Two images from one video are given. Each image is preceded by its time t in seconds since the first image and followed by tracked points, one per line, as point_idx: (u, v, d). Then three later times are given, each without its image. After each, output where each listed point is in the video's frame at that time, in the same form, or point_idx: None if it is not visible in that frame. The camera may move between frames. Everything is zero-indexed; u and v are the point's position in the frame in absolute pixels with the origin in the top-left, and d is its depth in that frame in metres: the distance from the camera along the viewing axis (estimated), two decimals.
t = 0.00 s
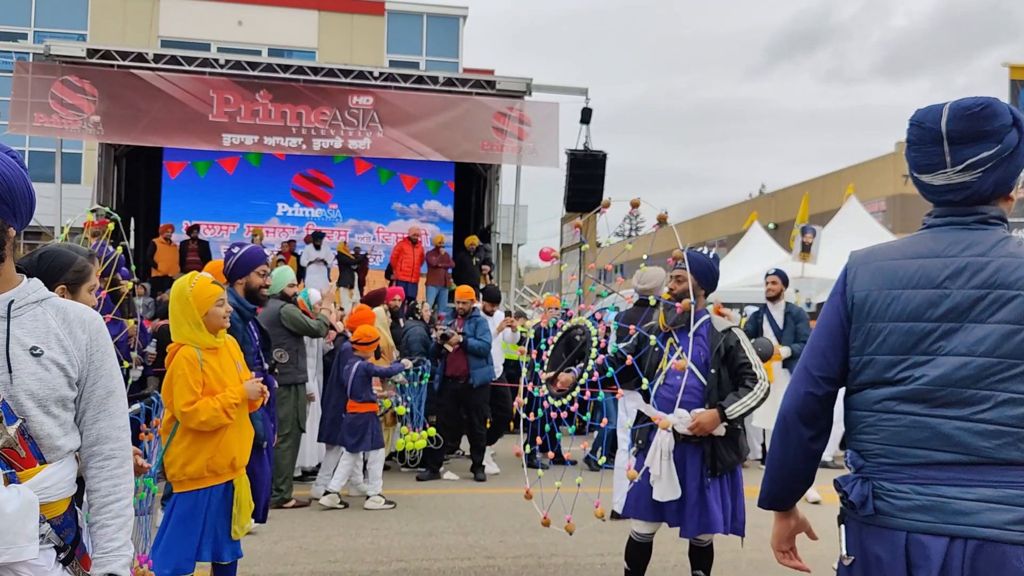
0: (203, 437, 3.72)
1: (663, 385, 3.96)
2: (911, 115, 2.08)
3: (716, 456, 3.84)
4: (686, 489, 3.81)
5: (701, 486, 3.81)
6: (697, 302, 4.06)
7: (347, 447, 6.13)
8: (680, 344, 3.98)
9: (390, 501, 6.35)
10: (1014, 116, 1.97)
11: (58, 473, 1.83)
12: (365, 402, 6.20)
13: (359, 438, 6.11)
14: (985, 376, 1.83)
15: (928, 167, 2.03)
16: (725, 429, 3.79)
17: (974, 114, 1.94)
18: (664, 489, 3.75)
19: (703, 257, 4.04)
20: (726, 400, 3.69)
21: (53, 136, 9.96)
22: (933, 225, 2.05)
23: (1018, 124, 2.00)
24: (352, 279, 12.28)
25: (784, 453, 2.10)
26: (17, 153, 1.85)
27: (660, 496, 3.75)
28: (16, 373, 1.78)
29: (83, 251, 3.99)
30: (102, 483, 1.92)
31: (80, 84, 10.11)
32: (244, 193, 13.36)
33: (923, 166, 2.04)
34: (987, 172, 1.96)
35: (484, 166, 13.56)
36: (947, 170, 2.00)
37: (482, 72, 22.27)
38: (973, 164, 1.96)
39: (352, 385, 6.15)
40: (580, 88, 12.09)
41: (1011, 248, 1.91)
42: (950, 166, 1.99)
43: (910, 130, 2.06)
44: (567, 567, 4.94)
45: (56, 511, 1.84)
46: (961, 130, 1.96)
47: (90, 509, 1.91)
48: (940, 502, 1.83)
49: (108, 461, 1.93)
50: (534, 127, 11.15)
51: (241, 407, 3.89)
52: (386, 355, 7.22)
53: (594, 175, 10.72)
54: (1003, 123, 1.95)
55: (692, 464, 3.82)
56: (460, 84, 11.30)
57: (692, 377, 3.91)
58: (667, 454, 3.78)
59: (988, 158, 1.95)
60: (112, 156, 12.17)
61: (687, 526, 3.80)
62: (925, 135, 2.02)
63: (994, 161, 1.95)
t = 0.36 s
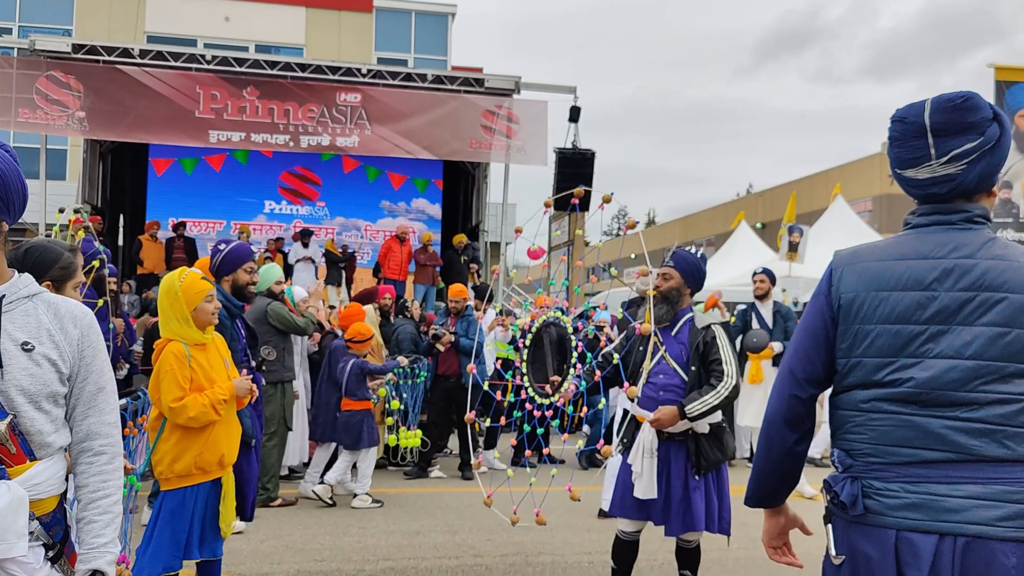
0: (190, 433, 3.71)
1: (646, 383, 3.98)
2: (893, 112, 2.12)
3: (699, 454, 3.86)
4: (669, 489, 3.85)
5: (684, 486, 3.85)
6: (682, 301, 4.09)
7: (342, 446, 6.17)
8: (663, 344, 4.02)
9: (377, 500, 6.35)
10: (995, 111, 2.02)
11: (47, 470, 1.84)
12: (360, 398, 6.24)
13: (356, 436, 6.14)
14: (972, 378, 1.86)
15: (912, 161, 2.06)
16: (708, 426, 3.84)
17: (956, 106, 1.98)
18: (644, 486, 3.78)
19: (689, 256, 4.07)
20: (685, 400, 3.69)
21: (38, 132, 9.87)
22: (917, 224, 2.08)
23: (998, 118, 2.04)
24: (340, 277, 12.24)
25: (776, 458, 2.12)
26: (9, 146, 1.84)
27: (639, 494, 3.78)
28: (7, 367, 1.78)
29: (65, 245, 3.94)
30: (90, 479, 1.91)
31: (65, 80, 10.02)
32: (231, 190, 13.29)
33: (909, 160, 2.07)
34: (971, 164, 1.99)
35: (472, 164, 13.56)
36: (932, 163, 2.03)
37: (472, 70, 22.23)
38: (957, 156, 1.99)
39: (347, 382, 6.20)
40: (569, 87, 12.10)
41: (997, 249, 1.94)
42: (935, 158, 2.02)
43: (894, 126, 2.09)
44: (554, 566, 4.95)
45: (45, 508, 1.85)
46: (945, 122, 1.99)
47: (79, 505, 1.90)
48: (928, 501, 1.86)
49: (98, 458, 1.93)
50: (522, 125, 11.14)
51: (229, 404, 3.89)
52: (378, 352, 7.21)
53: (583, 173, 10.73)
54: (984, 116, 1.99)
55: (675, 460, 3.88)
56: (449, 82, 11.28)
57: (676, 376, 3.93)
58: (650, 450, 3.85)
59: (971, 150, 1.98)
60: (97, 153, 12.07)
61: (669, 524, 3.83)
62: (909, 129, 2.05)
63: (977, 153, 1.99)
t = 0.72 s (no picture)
0: (184, 433, 3.71)
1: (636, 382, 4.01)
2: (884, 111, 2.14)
3: (689, 453, 3.92)
4: (660, 488, 3.88)
5: (675, 484, 3.88)
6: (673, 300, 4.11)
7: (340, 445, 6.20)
8: (652, 344, 4.05)
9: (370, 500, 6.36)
10: (985, 111, 2.05)
11: (42, 469, 1.85)
12: (356, 398, 6.25)
13: (354, 435, 6.18)
14: (963, 379, 1.89)
15: (906, 159, 2.08)
16: (697, 425, 3.93)
17: (949, 103, 2.02)
18: (636, 485, 3.83)
19: (681, 256, 4.11)
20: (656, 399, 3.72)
21: (29, 129, 9.83)
22: (909, 223, 2.11)
23: (988, 117, 2.08)
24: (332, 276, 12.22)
25: (768, 458, 2.14)
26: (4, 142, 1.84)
27: (631, 493, 3.82)
28: (4, 365, 1.79)
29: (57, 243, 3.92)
30: (85, 478, 1.92)
31: (57, 77, 9.99)
32: (224, 189, 13.27)
33: (903, 158, 2.09)
34: (967, 160, 2.02)
35: (465, 164, 13.57)
36: (928, 159, 2.05)
37: (466, 69, 22.25)
38: (952, 152, 2.02)
39: (344, 380, 6.22)
40: (562, 86, 12.12)
41: (985, 251, 1.97)
42: (931, 154, 2.04)
43: (886, 123, 2.11)
44: (547, 565, 4.97)
45: (39, 507, 1.87)
46: (939, 119, 2.02)
47: (74, 504, 1.90)
48: (917, 500, 1.89)
49: (93, 456, 1.93)
50: (516, 125, 11.16)
51: (223, 403, 3.90)
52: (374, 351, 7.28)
53: (576, 172, 10.75)
54: (975, 114, 2.03)
55: (666, 461, 3.91)
56: (442, 81, 11.29)
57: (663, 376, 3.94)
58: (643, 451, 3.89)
59: (966, 146, 2.01)
60: (89, 151, 12.03)
61: (659, 523, 3.85)
62: (902, 128, 2.08)
63: (972, 150, 2.01)
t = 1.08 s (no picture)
0: (176, 430, 3.73)
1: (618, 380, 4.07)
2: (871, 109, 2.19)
3: (671, 452, 3.94)
4: (643, 485, 3.91)
5: (659, 483, 3.92)
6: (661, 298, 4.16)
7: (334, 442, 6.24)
8: (634, 343, 4.08)
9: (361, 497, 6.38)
10: (969, 111, 2.11)
11: (36, 467, 1.84)
12: (351, 396, 6.28)
13: (349, 432, 6.22)
14: (948, 378, 1.93)
15: (895, 156, 2.12)
16: (679, 424, 3.95)
17: (935, 101, 2.07)
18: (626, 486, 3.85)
19: (666, 255, 4.13)
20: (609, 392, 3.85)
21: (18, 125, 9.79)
22: (898, 221, 2.15)
23: (972, 117, 2.13)
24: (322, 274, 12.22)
25: (755, 455, 2.18)
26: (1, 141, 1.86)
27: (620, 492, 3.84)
28: (2, 363, 1.81)
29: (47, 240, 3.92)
30: (81, 476, 1.93)
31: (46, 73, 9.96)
32: (214, 186, 13.24)
33: (890, 155, 2.13)
34: (953, 156, 2.06)
35: (457, 163, 13.60)
36: (916, 154, 2.09)
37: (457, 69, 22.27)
38: (941, 147, 2.06)
39: (340, 379, 6.26)
40: (554, 85, 12.15)
41: (971, 249, 2.01)
42: (918, 150, 2.08)
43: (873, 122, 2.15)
44: (537, 563, 5.00)
45: (33, 504, 1.88)
46: (925, 116, 2.07)
47: (69, 501, 1.92)
48: (899, 498, 1.92)
49: (89, 455, 1.95)
50: (507, 124, 11.18)
51: (215, 400, 3.91)
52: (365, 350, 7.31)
53: (567, 171, 10.79)
54: (960, 113, 2.08)
55: (648, 459, 3.95)
56: (434, 79, 11.31)
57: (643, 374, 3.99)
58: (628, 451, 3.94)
59: (951, 142, 2.05)
60: (79, 148, 11.98)
61: (644, 520, 3.86)
62: (888, 126, 2.13)
63: (958, 145, 2.06)
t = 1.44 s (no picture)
0: (170, 426, 3.72)
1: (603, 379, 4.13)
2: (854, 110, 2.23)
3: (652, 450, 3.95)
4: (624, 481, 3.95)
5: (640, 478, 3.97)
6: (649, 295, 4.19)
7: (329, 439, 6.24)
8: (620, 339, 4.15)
9: (354, 493, 6.39)
10: (951, 108, 2.13)
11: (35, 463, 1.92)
12: (347, 393, 6.29)
13: (343, 429, 6.22)
14: (939, 375, 1.96)
15: (877, 154, 2.15)
16: (659, 421, 3.95)
17: (915, 100, 2.09)
18: (605, 481, 3.96)
19: (654, 252, 4.16)
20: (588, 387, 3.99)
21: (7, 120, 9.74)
22: (885, 219, 2.17)
23: (953, 114, 2.15)
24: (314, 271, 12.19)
25: (750, 456, 2.19)
26: None
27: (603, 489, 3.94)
28: None
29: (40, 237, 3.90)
30: (79, 475, 1.93)
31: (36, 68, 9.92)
32: (206, 183, 13.20)
33: (872, 154, 2.16)
34: (933, 152, 2.09)
35: (449, 160, 13.61)
36: (896, 153, 2.12)
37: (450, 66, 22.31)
38: (921, 144, 2.08)
39: (336, 376, 6.26)
40: (546, 83, 12.17)
41: (961, 247, 2.05)
42: (899, 148, 2.11)
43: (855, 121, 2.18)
44: (529, 560, 5.01)
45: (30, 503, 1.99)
46: (905, 114, 2.10)
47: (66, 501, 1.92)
48: (892, 495, 1.94)
49: (85, 453, 1.95)
50: (500, 122, 11.18)
51: (210, 396, 3.92)
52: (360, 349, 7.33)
53: (559, 169, 10.82)
54: (941, 111, 2.10)
55: (629, 457, 3.97)
56: (426, 77, 11.30)
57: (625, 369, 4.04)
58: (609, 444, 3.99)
59: (931, 139, 2.08)
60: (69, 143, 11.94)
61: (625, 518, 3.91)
62: (869, 126, 2.17)
63: (938, 142, 2.08)
